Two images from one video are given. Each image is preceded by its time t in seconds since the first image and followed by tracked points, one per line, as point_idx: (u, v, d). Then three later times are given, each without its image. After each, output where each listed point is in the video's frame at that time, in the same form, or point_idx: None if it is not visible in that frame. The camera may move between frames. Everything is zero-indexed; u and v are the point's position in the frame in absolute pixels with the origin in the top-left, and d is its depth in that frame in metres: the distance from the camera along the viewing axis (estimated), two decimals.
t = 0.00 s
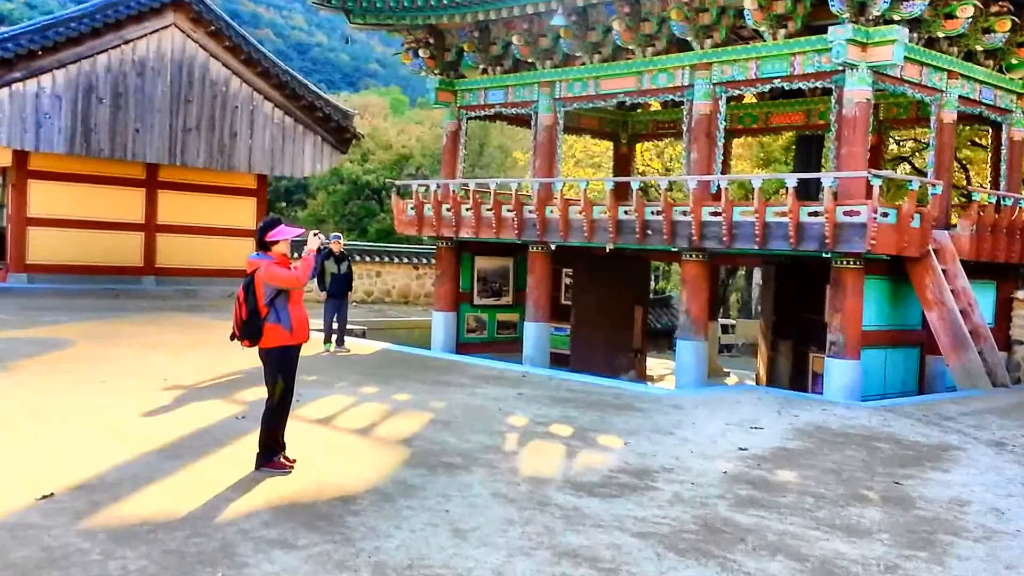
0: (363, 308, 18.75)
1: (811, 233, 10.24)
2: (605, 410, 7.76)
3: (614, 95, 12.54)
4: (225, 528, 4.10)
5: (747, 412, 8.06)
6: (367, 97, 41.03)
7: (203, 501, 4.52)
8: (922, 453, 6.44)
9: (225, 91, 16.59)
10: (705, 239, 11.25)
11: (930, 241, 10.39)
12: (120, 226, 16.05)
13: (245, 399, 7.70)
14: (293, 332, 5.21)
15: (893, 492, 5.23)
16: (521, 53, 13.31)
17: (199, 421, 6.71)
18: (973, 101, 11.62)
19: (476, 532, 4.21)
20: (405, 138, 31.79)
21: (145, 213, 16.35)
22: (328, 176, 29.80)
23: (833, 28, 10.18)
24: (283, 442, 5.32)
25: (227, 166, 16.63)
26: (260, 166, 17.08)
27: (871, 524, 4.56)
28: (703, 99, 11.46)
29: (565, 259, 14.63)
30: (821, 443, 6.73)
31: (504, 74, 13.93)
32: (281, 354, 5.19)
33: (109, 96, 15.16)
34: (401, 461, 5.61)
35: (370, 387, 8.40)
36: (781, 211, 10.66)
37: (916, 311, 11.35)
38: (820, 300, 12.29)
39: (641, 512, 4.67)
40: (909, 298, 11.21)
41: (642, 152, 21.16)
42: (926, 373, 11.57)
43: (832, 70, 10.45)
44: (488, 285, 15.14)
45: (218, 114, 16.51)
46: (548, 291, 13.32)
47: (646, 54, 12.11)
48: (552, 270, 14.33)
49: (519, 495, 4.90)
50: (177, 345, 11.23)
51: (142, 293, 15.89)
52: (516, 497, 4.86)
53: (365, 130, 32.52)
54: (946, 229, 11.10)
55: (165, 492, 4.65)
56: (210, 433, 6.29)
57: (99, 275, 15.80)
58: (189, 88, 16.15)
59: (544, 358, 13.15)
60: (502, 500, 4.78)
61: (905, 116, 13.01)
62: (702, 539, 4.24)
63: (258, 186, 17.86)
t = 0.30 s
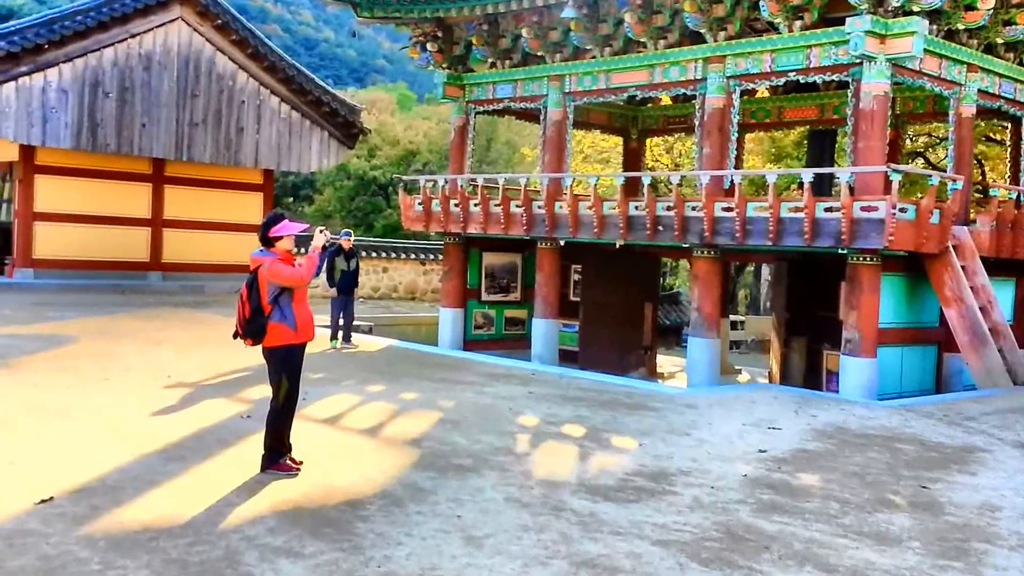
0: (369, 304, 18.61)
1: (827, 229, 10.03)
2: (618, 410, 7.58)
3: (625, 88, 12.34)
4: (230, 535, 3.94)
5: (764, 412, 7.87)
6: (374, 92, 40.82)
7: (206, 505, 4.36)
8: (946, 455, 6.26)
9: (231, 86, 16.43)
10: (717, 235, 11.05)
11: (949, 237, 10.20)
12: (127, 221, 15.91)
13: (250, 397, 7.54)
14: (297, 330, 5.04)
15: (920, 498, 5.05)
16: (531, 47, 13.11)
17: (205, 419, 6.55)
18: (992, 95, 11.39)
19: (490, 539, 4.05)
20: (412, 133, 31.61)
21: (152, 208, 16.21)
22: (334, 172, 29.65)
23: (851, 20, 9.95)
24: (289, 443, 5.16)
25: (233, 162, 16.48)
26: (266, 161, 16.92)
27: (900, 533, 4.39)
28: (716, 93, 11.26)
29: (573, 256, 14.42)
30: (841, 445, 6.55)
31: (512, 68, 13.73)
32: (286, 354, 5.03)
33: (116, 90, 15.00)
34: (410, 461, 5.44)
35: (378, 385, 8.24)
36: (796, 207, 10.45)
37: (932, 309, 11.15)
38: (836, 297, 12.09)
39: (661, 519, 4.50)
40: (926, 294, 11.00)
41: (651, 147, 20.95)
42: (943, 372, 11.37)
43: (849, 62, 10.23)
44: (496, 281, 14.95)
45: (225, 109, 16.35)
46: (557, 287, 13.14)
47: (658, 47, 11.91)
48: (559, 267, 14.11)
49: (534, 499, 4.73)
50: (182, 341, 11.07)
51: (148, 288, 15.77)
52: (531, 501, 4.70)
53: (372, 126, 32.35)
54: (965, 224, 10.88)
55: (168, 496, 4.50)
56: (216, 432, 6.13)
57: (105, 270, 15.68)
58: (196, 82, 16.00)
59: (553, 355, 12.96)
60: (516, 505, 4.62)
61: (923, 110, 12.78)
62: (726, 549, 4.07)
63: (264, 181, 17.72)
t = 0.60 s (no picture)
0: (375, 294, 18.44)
1: (845, 218, 9.82)
2: (632, 402, 7.40)
3: (637, 75, 12.13)
4: (236, 536, 3.77)
5: (781, 405, 7.69)
6: (380, 82, 40.57)
7: (211, 503, 4.19)
8: (973, 450, 6.08)
9: (238, 74, 16.24)
10: (731, 224, 10.84)
11: (970, 226, 10.01)
12: (133, 211, 15.74)
13: (258, 390, 7.37)
14: (305, 321, 4.87)
15: (950, 496, 4.87)
16: (541, 33, 12.87)
17: (212, 412, 6.38)
18: (1014, 80, 11.14)
19: (506, 540, 3.87)
20: (419, 123, 31.38)
21: (158, 198, 16.04)
22: (340, 162, 29.44)
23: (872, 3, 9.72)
24: (296, 438, 4.99)
25: (240, 151, 16.30)
26: (273, 151, 16.73)
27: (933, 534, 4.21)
28: (731, 79, 11.04)
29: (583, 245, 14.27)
30: (864, 439, 6.36)
31: (522, 55, 13.50)
32: (294, 345, 4.86)
33: (122, 79, 14.82)
34: (421, 457, 5.27)
35: (387, 377, 8.07)
36: (813, 195, 10.23)
37: (950, 298, 10.94)
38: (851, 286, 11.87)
39: (684, 518, 4.33)
40: (945, 284, 10.80)
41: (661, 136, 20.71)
42: (961, 362, 11.17)
43: (868, 47, 10.01)
44: (505, 271, 14.77)
45: (231, 98, 16.16)
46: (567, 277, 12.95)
47: (671, 33, 11.67)
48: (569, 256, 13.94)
49: (550, 497, 4.56)
50: (188, 332, 10.91)
51: (154, 279, 15.62)
52: (548, 499, 4.53)
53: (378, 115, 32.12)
54: (986, 212, 10.68)
55: (172, 493, 4.33)
56: (223, 426, 5.97)
57: (112, 260, 15.53)
58: (203, 71, 15.81)
59: (561, 346, 12.77)
60: (533, 502, 4.45)
61: (941, 96, 12.54)
62: (754, 552, 3.90)
63: (270, 170, 17.52)
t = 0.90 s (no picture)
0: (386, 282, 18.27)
1: (867, 201, 9.57)
2: (651, 393, 7.21)
3: (651, 57, 11.87)
4: (243, 536, 3.61)
5: (804, 395, 7.49)
6: (389, 68, 40.29)
7: (217, 501, 4.03)
8: (1005, 442, 5.88)
9: (246, 60, 16.05)
10: (749, 209, 10.60)
11: (995, 208, 9.79)
12: (141, 199, 15.60)
13: (267, 381, 7.22)
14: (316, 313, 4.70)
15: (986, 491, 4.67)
16: (554, 15, 12.60)
17: (220, 404, 6.23)
18: None
19: (526, 540, 3.70)
20: (428, 109, 31.12)
21: (167, 185, 15.89)
22: (350, 148, 29.23)
23: None
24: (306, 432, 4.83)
25: (248, 138, 16.13)
26: (282, 137, 16.55)
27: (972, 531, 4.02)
28: (749, 60, 10.78)
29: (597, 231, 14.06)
30: (892, 431, 6.17)
31: (534, 38, 13.23)
32: (304, 337, 4.69)
33: (129, 66, 14.65)
34: (434, 450, 5.11)
35: (399, 367, 7.90)
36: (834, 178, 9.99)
37: (974, 284, 10.71)
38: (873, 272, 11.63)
39: (710, 516, 4.15)
40: (969, 269, 10.56)
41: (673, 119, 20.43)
42: (985, 348, 10.96)
43: (891, 26, 9.73)
44: (517, 258, 14.58)
45: (240, 84, 15.97)
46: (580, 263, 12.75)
47: (687, 13, 11.40)
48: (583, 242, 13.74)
49: (570, 493, 4.38)
50: (196, 321, 10.76)
51: (163, 267, 15.50)
52: (567, 494, 4.36)
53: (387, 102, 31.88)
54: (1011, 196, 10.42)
55: (178, 490, 4.17)
56: (231, 419, 5.81)
57: (121, 248, 15.41)
58: (210, 57, 15.62)
59: (574, 333, 12.58)
60: (552, 499, 4.28)
61: (963, 77, 12.24)
62: (786, 553, 3.71)
63: (280, 157, 17.36)
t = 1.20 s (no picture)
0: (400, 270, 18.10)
1: (892, 184, 9.31)
2: (672, 381, 7.02)
3: (668, 37, 11.61)
4: (252, 537, 3.45)
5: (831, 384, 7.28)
6: (401, 54, 40.05)
7: (226, 500, 3.86)
8: None
9: (255, 45, 15.89)
10: (770, 192, 10.35)
11: None
12: (152, 187, 15.48)
13: (279, 372, 7.07)
14: (328, 303, 4.51)
15: None
16: None
17: (231, 398, 6.08)
18: None
19: (549, 541, 3.52)
20: (440, 95, 30.86)
21: (178, 173, 15.76)
22: (361, 135, 29.05)
23: None
24: (320, 426, 4.66)
25: (259, 124, 15.98)
26: (293, 123, 16.39)
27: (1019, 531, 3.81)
28: (769, 39, 10.49)
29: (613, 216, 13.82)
30: (924, 421, 5.95)
31: (548, 19, 12.97)
32: (317, 328, 4.51)
33: (137, 52, 14.50)
34: (452, 444, 4.93)
35: (413, 357, 7.73)
36: (857, 160, 9.72)
37: (1002, 268, 10.43)
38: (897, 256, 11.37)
39: (741, 512, 3.96)
40: (996, 252, 10.28)
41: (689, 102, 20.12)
42: (1012, 335, 10.69)
43: (915, 2, 9.44)
44: (532, 244, 14.37)
45: (249, 70, 15.81)
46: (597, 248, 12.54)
47: None
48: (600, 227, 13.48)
49: (593, 489, 4.20)
50: (208, 311, 10.63)
51: (175, 256, 15.39)
52: (591, 490, 4.18)
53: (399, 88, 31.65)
54: None
55: (186, 488, 4.01)
56: (241, 412, 5.66)
57: (132, 238, 15.29)
58: (219, 43, 15.46)
59: (591, 319, 12.38)
60: (575, 495, 4.10)
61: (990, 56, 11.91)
62: (823, 554, 3.52)
63: (291, 144, 17.24)
